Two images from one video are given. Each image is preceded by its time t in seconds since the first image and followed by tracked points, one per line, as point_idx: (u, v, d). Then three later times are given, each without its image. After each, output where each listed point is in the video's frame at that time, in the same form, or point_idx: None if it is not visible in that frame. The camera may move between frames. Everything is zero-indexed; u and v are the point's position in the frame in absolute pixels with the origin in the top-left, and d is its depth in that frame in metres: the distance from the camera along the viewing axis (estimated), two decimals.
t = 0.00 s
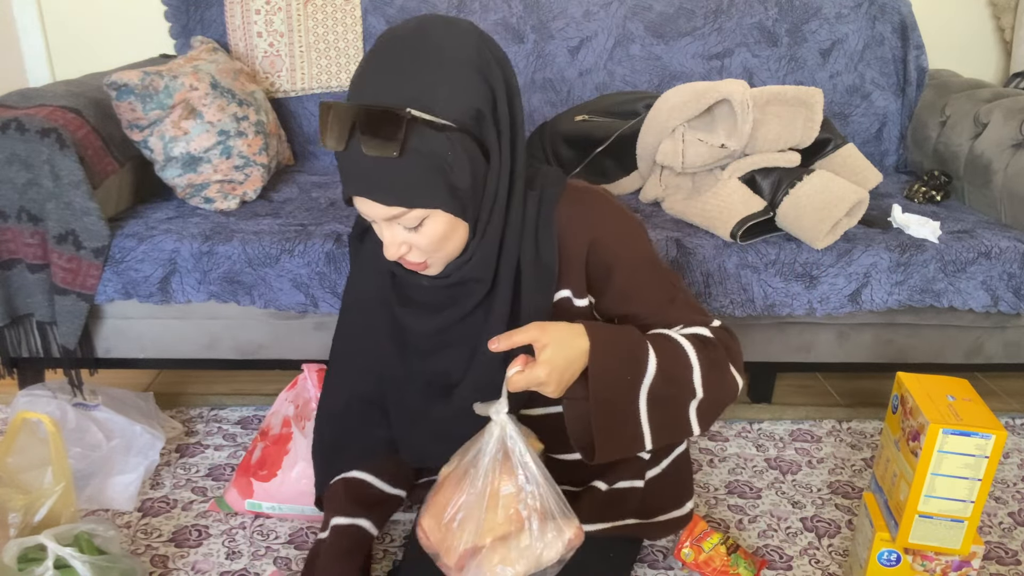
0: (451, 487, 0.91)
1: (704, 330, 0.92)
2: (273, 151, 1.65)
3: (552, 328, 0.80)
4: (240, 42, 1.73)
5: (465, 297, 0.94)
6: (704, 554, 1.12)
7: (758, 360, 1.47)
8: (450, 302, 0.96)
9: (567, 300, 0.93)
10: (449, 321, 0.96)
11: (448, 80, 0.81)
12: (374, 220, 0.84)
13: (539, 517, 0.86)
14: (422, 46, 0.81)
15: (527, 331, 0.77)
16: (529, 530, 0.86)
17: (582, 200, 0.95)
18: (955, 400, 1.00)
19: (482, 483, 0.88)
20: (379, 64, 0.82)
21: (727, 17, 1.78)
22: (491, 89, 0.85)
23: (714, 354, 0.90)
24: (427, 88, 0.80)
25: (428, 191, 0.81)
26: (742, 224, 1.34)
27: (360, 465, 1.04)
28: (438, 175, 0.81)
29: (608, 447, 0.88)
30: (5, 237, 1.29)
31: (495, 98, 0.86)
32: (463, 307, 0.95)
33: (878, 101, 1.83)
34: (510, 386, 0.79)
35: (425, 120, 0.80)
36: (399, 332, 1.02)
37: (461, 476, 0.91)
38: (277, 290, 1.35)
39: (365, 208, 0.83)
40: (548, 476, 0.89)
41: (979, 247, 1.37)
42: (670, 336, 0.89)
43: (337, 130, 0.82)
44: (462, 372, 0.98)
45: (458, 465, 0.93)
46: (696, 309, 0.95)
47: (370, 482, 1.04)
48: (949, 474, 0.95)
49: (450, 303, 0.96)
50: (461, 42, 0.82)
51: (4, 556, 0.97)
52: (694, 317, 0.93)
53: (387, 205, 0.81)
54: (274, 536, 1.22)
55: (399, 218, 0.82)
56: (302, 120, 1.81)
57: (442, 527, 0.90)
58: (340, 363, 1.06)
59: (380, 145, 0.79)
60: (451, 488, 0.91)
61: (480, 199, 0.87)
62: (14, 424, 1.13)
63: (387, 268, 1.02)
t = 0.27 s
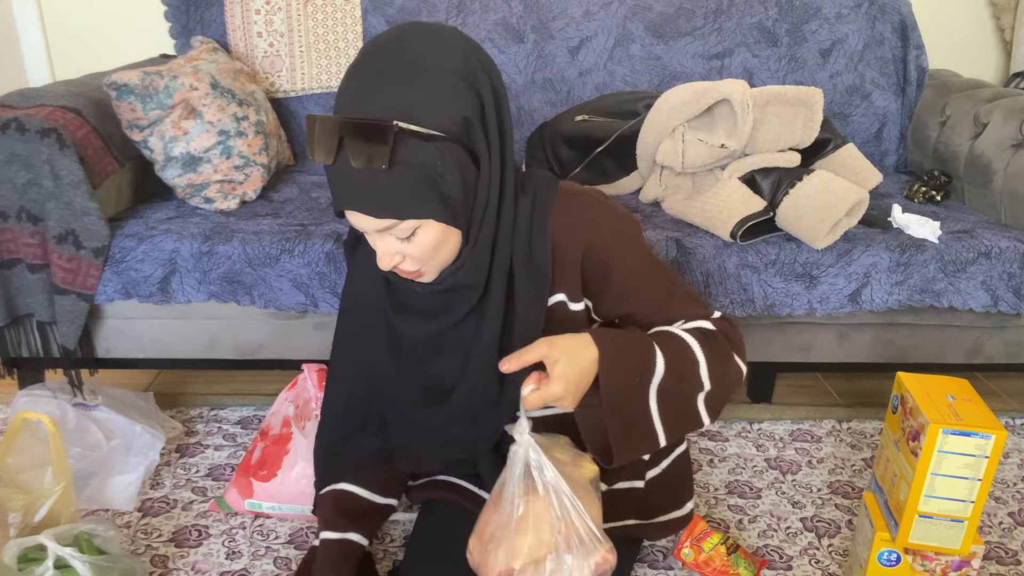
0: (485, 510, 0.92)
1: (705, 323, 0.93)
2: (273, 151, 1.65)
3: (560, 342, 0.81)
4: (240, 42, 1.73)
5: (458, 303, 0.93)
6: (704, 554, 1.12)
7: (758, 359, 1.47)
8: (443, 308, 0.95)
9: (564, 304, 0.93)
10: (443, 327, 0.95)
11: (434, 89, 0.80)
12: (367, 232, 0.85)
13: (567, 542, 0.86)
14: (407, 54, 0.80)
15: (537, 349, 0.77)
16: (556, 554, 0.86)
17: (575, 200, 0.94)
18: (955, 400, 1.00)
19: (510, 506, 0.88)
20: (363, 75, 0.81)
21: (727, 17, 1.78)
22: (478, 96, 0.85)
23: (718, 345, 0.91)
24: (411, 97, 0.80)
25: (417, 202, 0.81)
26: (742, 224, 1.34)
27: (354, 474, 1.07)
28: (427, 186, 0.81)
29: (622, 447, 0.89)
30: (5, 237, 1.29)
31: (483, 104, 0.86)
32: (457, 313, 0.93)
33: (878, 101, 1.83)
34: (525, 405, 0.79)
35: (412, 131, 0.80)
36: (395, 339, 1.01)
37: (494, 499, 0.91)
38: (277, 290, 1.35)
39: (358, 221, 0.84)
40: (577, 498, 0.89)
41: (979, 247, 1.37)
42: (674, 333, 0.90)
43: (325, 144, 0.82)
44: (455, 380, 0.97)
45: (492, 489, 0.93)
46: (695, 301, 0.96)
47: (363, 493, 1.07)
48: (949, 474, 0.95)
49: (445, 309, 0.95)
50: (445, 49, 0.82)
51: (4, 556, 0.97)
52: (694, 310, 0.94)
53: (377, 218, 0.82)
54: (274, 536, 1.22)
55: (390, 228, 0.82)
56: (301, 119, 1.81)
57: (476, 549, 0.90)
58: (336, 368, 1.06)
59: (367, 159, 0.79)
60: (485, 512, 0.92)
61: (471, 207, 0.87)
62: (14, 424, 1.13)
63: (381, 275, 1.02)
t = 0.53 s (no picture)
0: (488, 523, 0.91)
1: (710, 325, 0.93)
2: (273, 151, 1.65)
3: (573, 354, 0.81)
4: (240, 42, 1.73)
5: (463, 306, 0.94)
6: (704, 554, 1.12)
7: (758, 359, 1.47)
8: (447, 310, 0.95)
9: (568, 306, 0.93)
10: (445, 331, 0.95)
11: (435, 92, 0.80)
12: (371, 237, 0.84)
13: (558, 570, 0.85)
14: (407, 57, 0.80)
15: (549, 362, 0.77)
16: None
17: (578, 202, 0.94)
18: (955, 400, 1.00)
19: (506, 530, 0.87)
20: (363, 79, 0.82)
21: (727, 17, 1.78)
22: (480, 98, 0.85)
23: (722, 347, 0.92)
24: (412, 101, 0.80)
25: (419, 206, 0.81)
26: (742, 224, 1.34)
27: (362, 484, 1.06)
28: (430, 189, 0.81)
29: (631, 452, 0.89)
30: (5, 236, 1.29)
31: (485, 106, 0.86)
32: (460, 317, 0.94)
33: (878, 101, 1.83)
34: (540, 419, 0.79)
35: (413, 136, 0.80)
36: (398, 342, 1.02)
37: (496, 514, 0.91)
38: (277, 290, 1.35)
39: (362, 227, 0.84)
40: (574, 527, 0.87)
41: (979, 247, 1.37)
42: (680, 338, 0.91)
43: (327, 149, 0.82)
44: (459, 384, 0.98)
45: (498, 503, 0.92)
46: (698, 303, 0.96)
47: (377, 503, 1.05)
48: (949, 474, 0.95)
49: (448, 313, 0.95)
50: (446, 51, 0.82)
51: (4, 556, 0.97)
52: (699, 313, 0.95)
53: (380, 222, 0.81)
54: (274, 536, 1.22)
55: (393, 232, 0.82)
56: (301, 119, 1.81)
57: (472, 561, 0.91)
58: (339, 371, 1.06)
59: (369, 164, 0.80)
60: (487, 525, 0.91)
61: (474, 209, 0.87)
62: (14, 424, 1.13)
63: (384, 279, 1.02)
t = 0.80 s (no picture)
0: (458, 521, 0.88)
1: (700, 342, 0.92)
2: (273, 151, 1.65)
3: (549, 354, 0.79)
4: (240, 42, 1.73)
5: (465, 308, 0.94)
6: (704, 554, 1.12)
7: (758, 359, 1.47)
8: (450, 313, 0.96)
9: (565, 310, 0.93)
10: (448, 333, 0.96)
11: (436, 94, 0.80)
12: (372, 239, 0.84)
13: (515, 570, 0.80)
14: (409, 59, 0.80)
15: (525, 359, 0.75)
16: None
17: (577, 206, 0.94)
18: (955, 400, 1.00)
19: (468, 518, 0.85)
20: (363, 80, 0.81)
21: (727, 17, 1.78)
22: (481, 99, 0.85)
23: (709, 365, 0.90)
24: (414, 103, 0.80)
25: (421, 208, 0.81)
26: (742, 224, 1.34)
27: (366, 491, 1.03)
28: (431, 192, 0.81)
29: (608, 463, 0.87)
30: (5, 236, 1.29)
31: (486, 108, 0.85)
32: (463, 319, 0.94)
33: (878, 101, 1.83)
34: (510, 418, 0.77)
35: (414, 139, 0.80)
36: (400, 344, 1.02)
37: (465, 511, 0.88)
38: (277, 290, 1.35)
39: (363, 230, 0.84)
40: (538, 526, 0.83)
41: (979, 247, 1.37)
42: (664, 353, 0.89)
43: (327, 152, 0.82)
44: (462, 386, 0.98)
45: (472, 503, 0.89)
46: (692, 321, 0.95)
47: (378, 510, 1.03)
48: (949, 474, 0.95)
49: (450, 315, 0.95)
50: (447, 52, 0.82)
51: (4, 556, 0.97)
52: (692, 330, 0.93)
53: (382, 225, 0.82)
54: (274, 536, 1.23)
55: (394, 235, 0.82)
56: (301, 119, 1.81)
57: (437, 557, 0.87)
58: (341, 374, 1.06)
59: (370, 166, 0.79)
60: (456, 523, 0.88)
61: (477, 211, 0.87)
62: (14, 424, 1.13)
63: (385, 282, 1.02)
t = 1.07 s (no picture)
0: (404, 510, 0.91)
1: (656, 379, 0.89)
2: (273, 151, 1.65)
3: (486, 354, 0.79)
4: (240, 42, 1.73)
5: (458, 309, 0.94)
6: (704, 554, 1.12)
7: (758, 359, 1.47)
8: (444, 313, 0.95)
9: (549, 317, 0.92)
10: (442, 335, 0.95)
11: (435, 94, 0.80)
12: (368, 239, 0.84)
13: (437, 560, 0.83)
14: (408, 59, 0.80)
15: (458, 355, 0.77)
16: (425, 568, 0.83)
17: (571, 213, 0.92)
18: (955, 400, 1.00)
19: (406, 503, 0.88)
20: (363, 79, 0.81)
21: (727, 17, 1.78)
22: (480, 101, 0.85)
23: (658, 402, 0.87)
24: (412, 103, 0.80)
25: (419, 208, 0.81)
26: (742, 224, 1.34)
27: (361, 490, 0.99)
28: (428, 192, 0.81)
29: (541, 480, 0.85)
30: (5, 236, 1.29)
31: (484, 109, 0.86)
32: (457, 320, 0.94)
33: (878, 101, 1.83)
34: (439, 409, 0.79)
35: (413, 138, 0.80)
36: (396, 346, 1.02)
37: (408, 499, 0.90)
38: (277, 290, 1.35)
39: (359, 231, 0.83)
40: (467, 521, 0.84)
41: (979, 247, 1.37)
42: (617, 379, 0.87)
43: (325, 151, 0.82)
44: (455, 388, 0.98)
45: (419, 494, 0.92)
46: (666, 355, 0.92)
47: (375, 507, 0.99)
48: (949, 474, 0.95)
49: (444, 316, 0.95)
50: (447, 53, 0.82)
51: (3, 556, 0.97)
52: (660, 363, 0.90)
53: (378, 224, 0.81)
54: (274, 536, 1.22)
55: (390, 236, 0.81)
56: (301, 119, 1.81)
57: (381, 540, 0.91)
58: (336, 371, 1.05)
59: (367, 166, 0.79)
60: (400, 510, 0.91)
61: (473, 212, 0.87)
62: (14, 424, 1.13)
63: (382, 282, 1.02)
